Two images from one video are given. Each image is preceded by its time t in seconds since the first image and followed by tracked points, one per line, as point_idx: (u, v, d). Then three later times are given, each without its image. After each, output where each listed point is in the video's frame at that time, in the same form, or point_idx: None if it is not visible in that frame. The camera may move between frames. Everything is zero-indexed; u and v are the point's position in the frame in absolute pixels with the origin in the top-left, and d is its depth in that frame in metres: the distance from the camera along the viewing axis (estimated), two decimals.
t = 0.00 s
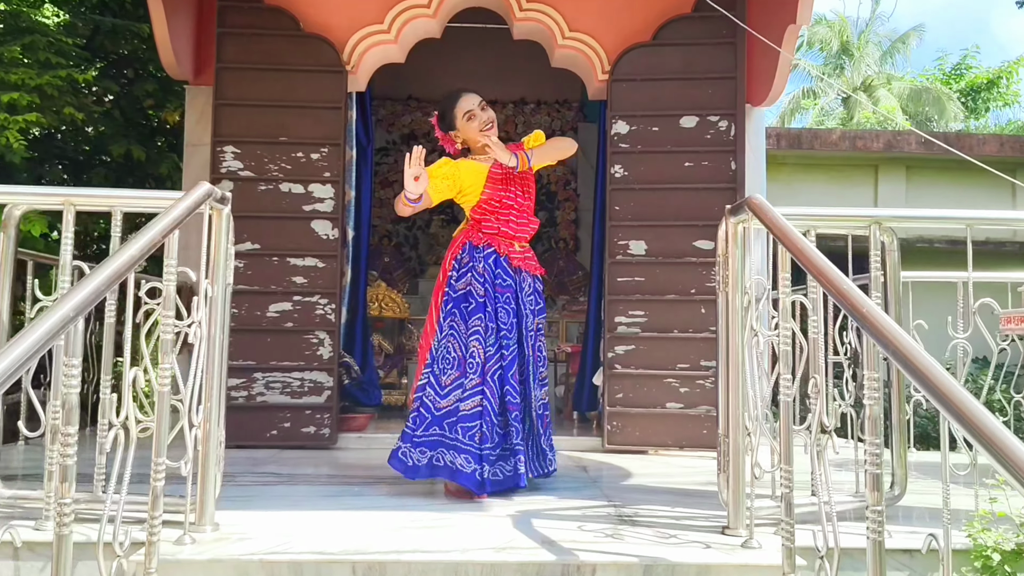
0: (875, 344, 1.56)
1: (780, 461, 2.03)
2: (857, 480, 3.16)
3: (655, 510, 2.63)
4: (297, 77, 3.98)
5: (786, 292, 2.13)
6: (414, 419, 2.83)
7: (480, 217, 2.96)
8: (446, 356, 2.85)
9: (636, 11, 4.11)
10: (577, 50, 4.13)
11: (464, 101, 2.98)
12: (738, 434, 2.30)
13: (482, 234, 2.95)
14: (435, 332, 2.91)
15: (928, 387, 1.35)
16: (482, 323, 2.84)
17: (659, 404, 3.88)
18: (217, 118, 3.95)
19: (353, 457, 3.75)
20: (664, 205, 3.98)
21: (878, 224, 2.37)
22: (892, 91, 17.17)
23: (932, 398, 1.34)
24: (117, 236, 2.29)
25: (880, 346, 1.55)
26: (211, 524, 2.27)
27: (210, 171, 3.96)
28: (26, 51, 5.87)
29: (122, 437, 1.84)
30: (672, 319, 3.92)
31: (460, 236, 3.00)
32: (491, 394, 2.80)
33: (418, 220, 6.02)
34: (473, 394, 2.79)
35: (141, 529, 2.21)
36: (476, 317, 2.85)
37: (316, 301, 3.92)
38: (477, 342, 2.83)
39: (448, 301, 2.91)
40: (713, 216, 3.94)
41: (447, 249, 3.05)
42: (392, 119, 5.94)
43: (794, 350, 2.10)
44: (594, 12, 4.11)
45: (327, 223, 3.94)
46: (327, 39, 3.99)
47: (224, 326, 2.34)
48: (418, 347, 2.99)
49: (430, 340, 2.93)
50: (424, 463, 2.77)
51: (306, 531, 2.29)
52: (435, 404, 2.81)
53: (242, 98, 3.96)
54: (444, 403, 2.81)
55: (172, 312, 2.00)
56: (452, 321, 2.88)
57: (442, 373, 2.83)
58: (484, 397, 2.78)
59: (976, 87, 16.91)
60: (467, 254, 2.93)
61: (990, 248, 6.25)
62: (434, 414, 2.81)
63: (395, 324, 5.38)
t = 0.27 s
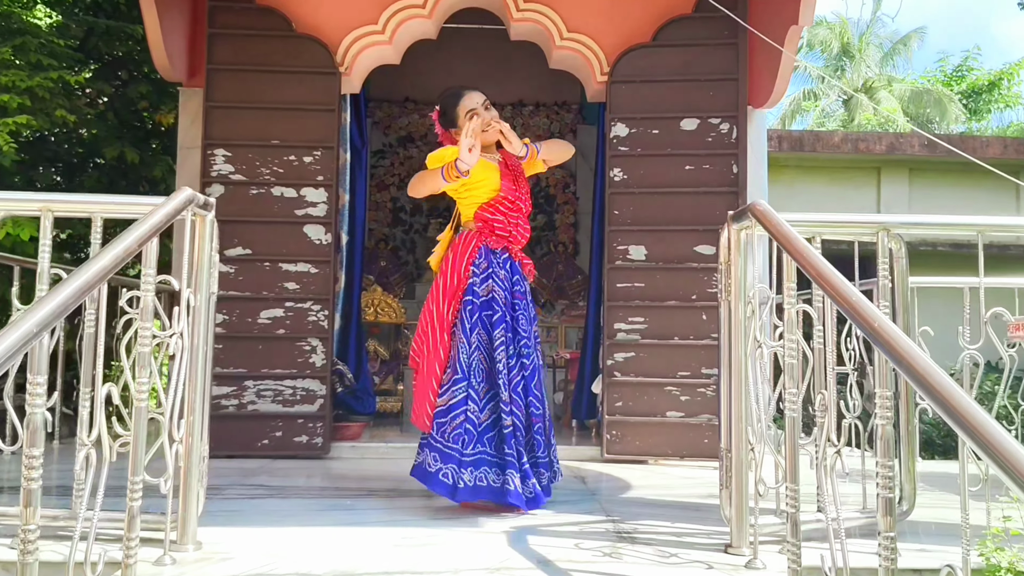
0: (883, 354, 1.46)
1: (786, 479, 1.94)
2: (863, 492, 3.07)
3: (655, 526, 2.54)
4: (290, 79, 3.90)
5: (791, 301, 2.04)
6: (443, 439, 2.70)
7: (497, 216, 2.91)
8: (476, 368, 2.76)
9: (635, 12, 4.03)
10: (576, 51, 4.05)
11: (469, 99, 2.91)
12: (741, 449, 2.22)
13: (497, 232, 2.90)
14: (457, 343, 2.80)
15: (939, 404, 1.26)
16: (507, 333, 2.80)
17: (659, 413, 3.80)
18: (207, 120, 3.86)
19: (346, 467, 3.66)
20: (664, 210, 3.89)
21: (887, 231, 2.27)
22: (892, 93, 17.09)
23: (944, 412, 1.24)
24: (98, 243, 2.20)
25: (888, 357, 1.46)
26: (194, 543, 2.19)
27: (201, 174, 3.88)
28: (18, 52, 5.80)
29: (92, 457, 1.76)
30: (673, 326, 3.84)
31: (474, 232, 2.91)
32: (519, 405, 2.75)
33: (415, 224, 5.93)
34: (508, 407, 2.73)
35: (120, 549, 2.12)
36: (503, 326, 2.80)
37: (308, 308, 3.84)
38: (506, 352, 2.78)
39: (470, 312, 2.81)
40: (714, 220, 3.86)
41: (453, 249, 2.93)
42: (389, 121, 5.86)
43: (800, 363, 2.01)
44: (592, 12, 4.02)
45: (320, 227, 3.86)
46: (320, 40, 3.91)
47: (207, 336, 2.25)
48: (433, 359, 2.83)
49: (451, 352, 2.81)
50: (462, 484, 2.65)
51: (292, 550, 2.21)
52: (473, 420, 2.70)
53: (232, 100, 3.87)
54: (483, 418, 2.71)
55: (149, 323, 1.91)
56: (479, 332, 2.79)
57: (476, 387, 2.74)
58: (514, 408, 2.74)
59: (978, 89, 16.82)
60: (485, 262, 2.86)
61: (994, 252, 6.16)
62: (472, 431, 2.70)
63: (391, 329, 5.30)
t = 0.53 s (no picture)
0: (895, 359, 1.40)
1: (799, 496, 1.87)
2: (873, 505, 2.99)
3: (661, 541, 2.47)
4: (287, 82, 3.83)
5: (802, 309, 1.96)
6: (488, 455, 2.62)
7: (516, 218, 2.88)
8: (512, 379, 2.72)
9: (639, 14, 3.96)
10: (578, 53, 3.98)
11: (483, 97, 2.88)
12: (751, 463, 2.14)
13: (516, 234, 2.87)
14: (492, 353, 2.72)
15: (956, 409, 1.19)
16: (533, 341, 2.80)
17: (664, 422, 3.72)
18: (203, 124, 3.80)
19: (344, 476, 3.59)
20: (669, 215, 3.82)
21: (901, 237, 2.22)
22: (894, 98, 17.02)
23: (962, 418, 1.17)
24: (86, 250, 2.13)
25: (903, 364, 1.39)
26: (184, 561, 2.11)
27: (196, 179, 3.81)
28: (14, 55, 5.74)
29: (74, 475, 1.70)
30: (678, 333, 3.77)
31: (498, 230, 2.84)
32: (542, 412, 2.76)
33: (415, 229, 5.86)
34: (537, 416, 2.74)
35: (107, 567, 2.05)
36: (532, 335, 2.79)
37: (306, 315, 3.77)
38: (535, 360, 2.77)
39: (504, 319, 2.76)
40: (720, 226, 3.79)
41: (472, 252, 2.83)
42: (389, 125, 5.79)
43: (813, 375, 1.93)
44: (595, 14, 3.96)
45: (318, 233, 3.79)
46: (318, 42, 3.85)
47: (199, 345, 2.18)
48: (467, 368, 2.71)
49: (486, 362, 2.72)
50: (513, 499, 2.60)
51: (286, 567, 2.14)
52: (524, 433, 2.65)
53: (229, 104, 3.81)
54: (530, 430, 2.67)
55: (137, 333, 1.83)
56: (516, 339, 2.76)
57: (518, 397, 2.70)
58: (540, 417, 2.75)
59: (979, 93, 16.74)
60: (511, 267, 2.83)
61: (1001, 258, 6.09)
62: (519, 444, 2.65)
63: (390, 335, 5.22)
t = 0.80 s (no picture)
0: (930, 366, 1.33)
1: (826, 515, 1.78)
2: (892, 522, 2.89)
3: (676, 558, 2.38)
4: (289, 86, 3.76)
5: (827, 316, 1.87)
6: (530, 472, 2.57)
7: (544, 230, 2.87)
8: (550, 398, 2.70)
9: (647, 16, 3.88)
10: (585, 56, 3.90)
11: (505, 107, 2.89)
12: (772, 478, 2.05)
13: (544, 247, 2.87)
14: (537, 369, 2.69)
15: (986, 407, 1.15)
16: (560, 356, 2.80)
17: (674, 433, 3.63)
18: (204, 128, 3.72)
19: (347, 489, 3.50)
20: (679, 221, 3.74)
21: (927, 243, 2.15)
22: (899, 105, 16.93)
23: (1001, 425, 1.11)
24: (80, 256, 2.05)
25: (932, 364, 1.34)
26: None
27: (197, 184, 3.74)
28: (14, 60, 5.68)
29: (62, 493, 1.61)
30: (688, 342, 3.68)
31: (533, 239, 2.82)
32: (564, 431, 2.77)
33: (420, 236, 5.78)
34: (569, 431, 2.75)
35: None
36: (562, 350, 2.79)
37: (308, 323, 3.68)
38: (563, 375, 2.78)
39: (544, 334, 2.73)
40: (731, 232, 3.70)
41: (513, 267, 2.75)
42: (393, 131, 5.71)
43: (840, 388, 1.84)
44: (604, 17, 3.89)
45: (321, 240, 3.72)
46: (321, 45, 3.78)
47: (196, 354, 2.10)
48: (514, 384, 2.64)
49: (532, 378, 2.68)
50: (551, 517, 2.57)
51: None
52: (559, 450, 2.64)
53: (230, 107, 3.74)
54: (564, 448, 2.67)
55: (130, 342, 1.74)
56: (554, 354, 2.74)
57: (555, 415, 2.69)
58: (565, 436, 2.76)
59: (984, 101, 16.65)
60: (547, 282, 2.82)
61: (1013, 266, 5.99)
62: (555, 461, 2.64)
63: (394, 344, 5.13)
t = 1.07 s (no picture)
0: (971, 379, 1.26)
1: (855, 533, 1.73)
2: (912, 538, 2.81)
3: None
4: (292, 91, 3.70)
5: (854, 324, 1.80)
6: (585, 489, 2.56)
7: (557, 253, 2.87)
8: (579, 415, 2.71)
9: (656, 21, 3.82)
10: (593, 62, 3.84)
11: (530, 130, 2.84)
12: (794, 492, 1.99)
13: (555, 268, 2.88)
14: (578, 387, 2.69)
15: None
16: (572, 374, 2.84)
17: (685, 444, 3.55)
18: (206, 134, 3.67)
19: (351, 502, 3.42)
20: (689, 228, 3.67)
21: (952, 248, 2.08)
22: (902, 115, 16.85)
23: None
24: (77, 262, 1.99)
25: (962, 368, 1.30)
26: None
27: (198, 192, 3.68)
28: (15, 67, 5.63)
29: (53, 512, 1.55)
30: (699, 352, 3.60)
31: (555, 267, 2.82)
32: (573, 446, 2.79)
33: (424, 244, 5.71)
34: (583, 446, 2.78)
35: None
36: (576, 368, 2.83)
37: (311, 332, 3.61)
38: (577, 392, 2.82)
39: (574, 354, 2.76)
40: (742, 239, 3.63)
41: (549, 283, 2.73)
42: (397, 139, 5.65)
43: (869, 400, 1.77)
44: (612, 21, 3.82)
45: (324, 247, 3.65)
46: (325, 50, 3.72)
47: (196, 362, 2.03)
48: (568, 402, 2.62)
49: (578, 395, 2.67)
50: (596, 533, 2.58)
51: None
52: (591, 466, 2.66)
53: (233, 113, 3.68)
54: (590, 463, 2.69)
55: (126, 353, 1.67)
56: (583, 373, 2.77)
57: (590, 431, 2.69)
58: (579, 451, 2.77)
59: (988, 110, 16.56)
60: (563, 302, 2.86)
61: None
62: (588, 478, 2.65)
63: (398, 354, 5.06)
